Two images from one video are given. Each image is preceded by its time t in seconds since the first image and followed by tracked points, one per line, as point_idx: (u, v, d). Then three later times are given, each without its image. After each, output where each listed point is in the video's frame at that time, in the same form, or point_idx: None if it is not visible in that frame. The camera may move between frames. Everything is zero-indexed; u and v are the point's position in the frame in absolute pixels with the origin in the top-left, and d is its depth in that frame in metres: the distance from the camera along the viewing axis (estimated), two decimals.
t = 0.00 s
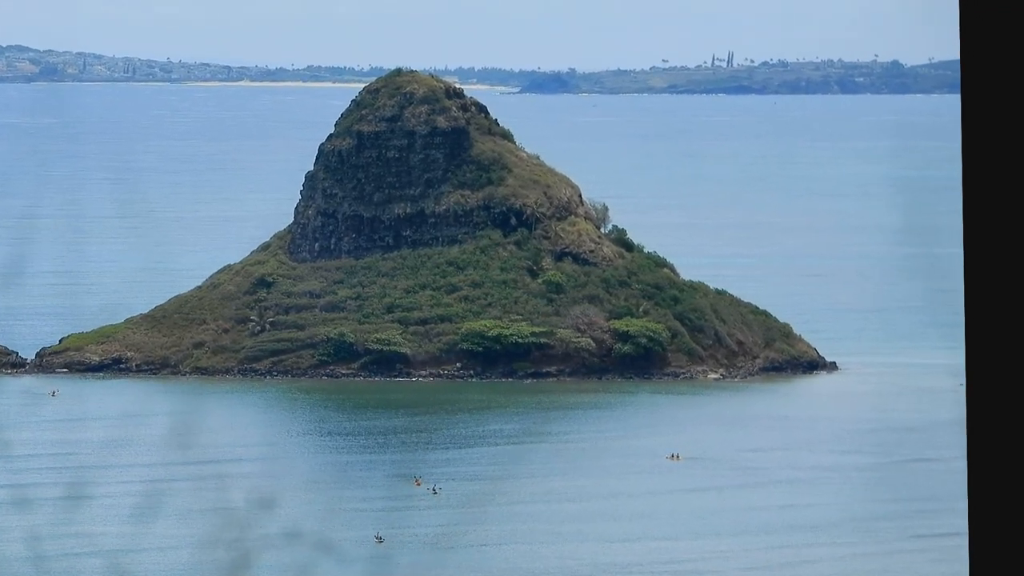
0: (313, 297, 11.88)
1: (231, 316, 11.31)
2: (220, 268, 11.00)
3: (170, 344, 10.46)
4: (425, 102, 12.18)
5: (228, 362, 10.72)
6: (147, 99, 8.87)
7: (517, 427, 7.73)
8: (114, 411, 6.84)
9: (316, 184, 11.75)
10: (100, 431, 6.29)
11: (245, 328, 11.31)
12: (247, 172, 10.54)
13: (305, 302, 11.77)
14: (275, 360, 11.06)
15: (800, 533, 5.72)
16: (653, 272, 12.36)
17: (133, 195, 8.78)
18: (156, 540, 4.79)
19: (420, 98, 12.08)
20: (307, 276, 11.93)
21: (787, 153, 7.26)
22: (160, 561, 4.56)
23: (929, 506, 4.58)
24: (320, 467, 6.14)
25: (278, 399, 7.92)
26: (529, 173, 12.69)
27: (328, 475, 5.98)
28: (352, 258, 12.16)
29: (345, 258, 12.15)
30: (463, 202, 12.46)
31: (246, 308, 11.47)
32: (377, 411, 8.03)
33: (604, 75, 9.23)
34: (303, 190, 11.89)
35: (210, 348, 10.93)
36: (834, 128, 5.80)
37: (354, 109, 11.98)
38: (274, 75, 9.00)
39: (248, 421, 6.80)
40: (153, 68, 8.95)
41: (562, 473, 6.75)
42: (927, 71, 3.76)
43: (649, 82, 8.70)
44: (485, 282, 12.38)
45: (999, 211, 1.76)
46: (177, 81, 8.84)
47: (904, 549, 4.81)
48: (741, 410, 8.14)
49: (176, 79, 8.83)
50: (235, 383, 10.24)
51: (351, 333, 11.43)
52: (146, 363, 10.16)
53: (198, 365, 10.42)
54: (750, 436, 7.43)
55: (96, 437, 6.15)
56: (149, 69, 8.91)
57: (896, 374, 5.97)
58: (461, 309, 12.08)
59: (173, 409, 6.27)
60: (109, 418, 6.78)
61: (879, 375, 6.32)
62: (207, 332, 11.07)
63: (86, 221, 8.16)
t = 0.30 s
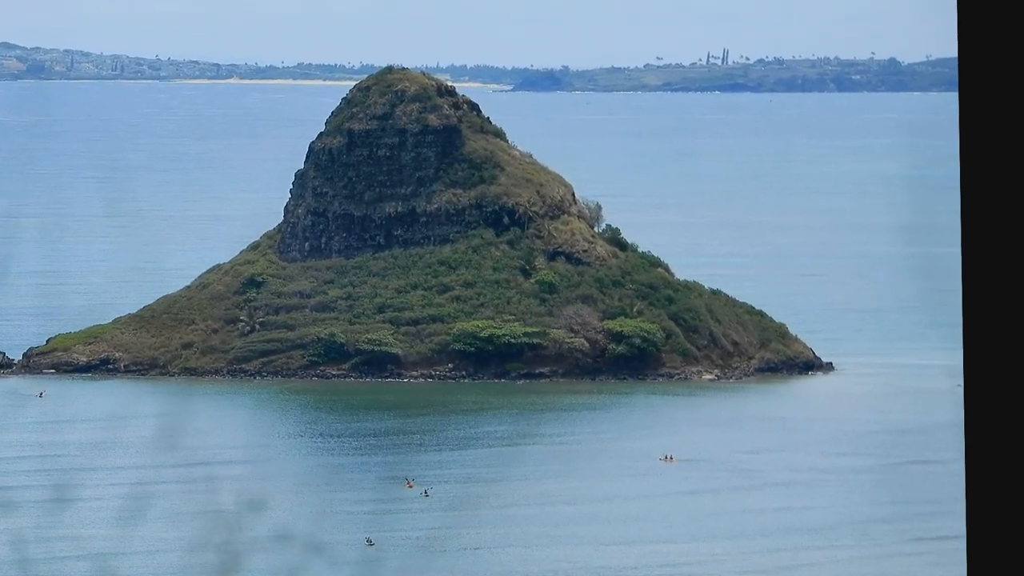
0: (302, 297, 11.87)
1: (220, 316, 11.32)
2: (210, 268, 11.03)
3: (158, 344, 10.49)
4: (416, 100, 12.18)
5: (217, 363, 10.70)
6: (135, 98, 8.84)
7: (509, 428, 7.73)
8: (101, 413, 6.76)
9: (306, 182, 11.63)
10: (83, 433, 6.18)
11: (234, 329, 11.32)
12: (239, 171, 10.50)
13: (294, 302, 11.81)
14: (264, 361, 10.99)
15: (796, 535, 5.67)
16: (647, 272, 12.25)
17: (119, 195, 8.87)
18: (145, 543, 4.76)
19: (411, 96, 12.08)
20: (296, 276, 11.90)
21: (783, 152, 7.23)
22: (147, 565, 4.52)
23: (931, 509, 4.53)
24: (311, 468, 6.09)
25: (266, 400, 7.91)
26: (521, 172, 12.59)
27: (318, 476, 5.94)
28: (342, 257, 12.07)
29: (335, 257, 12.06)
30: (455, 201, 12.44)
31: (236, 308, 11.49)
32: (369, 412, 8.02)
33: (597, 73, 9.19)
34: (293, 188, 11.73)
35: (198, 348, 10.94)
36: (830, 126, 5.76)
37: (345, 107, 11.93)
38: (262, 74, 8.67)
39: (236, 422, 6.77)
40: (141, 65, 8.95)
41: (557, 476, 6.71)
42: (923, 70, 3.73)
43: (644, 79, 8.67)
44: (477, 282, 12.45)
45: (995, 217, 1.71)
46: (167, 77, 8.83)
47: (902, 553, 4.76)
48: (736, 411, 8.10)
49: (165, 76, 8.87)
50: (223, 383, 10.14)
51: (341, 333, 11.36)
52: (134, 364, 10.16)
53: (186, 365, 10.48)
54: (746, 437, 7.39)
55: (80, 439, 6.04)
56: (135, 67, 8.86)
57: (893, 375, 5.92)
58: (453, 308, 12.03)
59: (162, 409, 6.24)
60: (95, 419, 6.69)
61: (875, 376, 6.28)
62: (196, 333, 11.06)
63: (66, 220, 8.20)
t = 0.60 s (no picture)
0: (295, 296, 11.68)
1: (211, 317, 11.25)
2: (202, 269, 10.87)
3: (149, 345, 10.44)
4: (410, 98, 12.13)
5: (208, 363, 10.57)
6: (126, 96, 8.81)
7: (504, 430, 7.69)
8: (90, 414, 6.69)
9: (299, 181, 11.60)
10: (71, 434, 6.11)
11: (225, 329, 11.22)
12: (231, 169, 10.45)
13: (287, 302, 11.61)
14: (257, 361, 10.96)
15: (794, 538, 5.63)
16: (643, 271, 12.34)
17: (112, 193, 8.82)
18: (138, 546, 4.73)
19: (404, 94, 12.02)
20: (287, 275, 11.66)
21: (780, 149, 7.20)
22: (138, 569, 4.49)
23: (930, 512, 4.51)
24: (301, 470, 6.04)
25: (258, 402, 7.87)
26: (516, 171, 12.72)
27: (310, 478, 5.90)
28: (335, 257, 12.02)
29: (327, 257, 11.99)
30: (449, 200, 12.39)
31: (228, 308, 11.40)
32: (361, 412, 8.00)
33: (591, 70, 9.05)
34: (286, 186, 11.63)
35: (190, 348, 10.78)
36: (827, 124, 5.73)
37: (338, 105, 11.81)
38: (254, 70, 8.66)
39: (229, 425, 6.72)
40: (131, 63, 8.85)
41: (553, 478, 6.69)
42: (920, 67, 3.70)
43: (639, 77, 8.67)
44: (471, 282, 12.41)
45: (993, 213, 1.74)
46: (156, 75, 8.90)
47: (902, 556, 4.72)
48: (733, 413, 8.06)
49: (156, 74, 8.91)
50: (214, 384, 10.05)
51: (333, 334, 11.40)
52: (125, 364, 10.09)
53: (177, 366, 10.32)
54: (743, 437, 7.36)
55: (71, 440, 5.96)
56: (127, 65, 8.81)
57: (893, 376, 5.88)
58: (446, 309, 12.05)
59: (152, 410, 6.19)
60: (84, 420, 6.64)
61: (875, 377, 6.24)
62: (187, 333, 10.95)
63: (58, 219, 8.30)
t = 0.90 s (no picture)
0: (286, 296, 11.75)
1: (201, 317, 11.26)
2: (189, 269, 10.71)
3: (138, 345, 10.43)
4: (402, 95, 12.03)
5: (197, 363, 10.56)
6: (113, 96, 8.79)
7: (497, 432, 7.64)
8: (79, 415, 6.65)
9: (289, 179, 11.62)
10: (61, 437, 6.09)
11: (215, 329, 11.22)
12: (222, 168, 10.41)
13: (277, 302, 11.68)
14: (247, 362, 10.90)
15: (790, 541, 5.58)
16: (638, 270, 12.29)
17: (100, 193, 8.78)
18: (126, 549, 4.68)
19: (397, 92, 11.94)
20: (279, 275, 11.80)
21: (777, 148, 7.16)
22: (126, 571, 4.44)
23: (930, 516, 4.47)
24: (291, 472, 6.00)
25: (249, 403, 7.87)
26: (509, 169, 12.75)
27: (301, 480, 5.86)
28: (326, 256, 12.05)
29: (319, 256, 12.04)
30: (440, 199, 12.39)
31: (218, 308, 11.39)
32: (353, 412, 8.01)
33: (586, 69, 9.00)
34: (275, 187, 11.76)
35: (180, 349, 10.81)
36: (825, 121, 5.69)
37: (329, 103, 11.86)
38: (245, 70, 8.62)
39: (218, 427, 6.68)
40: (120, 60, 8.43)
41: (547, 480, 6.64)
42: (918, 63, 3.66)
43: (634, 75, 8.62)
44: (464, 282, 12.48)
45: (996, 209, 1.76)
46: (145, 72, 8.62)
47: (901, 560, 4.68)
48: (730, 415, 8.02)
49: (146, 70, 8.65)
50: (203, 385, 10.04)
51: (325, 334, 11.34)
52: (112, 365, 10.14)
53: (166, 368, 10.28)
54: (739, 438, 7.31)
55: (59, 442, 5.99)
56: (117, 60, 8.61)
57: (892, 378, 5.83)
58: (439, 308, 11.96)
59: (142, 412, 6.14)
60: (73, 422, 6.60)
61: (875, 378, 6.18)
62: (176, 334, 10.98)
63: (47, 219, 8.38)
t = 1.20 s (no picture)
0: (278, 297, 11.79)
1: (193, 317, 11.29)
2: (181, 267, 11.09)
3: (128, 346, 10.42)
4: (395, 93, 12.00)
5: (190, 365, 10.47)
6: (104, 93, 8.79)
7: (492, 433, 7.61)
8: (71, 415, 6.64)
9: (281, 178, 11.68)
10: (54, 438, 6.07)
11: (207, 330, 11.23)
12: (214, 167, 10.39)
13: (269, 302, 11.76)
14: (240, 363, 10.86)
15: (788, 544, 5.55)
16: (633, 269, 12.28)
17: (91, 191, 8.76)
18: (116, 551, 4.65)
19: (390, 89, 11.90)
20: (270, 275, 11.86)
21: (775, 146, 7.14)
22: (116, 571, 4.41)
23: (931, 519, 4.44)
24: (285, 473, 5.97)
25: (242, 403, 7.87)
26: (503, 168, 12.68)
27: (294, 483, 5.82)
28: (318, 255, 11.94)
29: (311, 255, 11.97)
30: (433, 198, 12.27)
31: (209, 309, 11.48)
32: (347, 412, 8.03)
33: (582, 66, 8.98)
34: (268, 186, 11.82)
35: (172, 350, 10.74)
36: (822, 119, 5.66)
37: (321, 100, 11.90)
38: (236, 66, 8.69)
39: (211, 429, 6.65)
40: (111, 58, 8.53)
41: (542, 483, 6.60)
42: (917, 61, 3.64)
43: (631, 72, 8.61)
44: (458, 282, 12.53)
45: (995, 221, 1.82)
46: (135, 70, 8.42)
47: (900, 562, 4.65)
48: (728, 415, 7.98)
49: (136, 68, 8.46)
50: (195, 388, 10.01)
51: (317, 335, 11.28)
52: (103, 365, 10.12)
53: (157, 367, 10.26)
54: (737, 438, 7.28)
55: (51, 443, 5.98)
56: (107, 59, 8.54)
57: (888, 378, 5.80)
58: (432, 309, 12.00)
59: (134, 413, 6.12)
60: (65, 423, 6.58)
61: (871, 377, 6.15)
62: (167, 334, 10.94)
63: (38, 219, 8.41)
